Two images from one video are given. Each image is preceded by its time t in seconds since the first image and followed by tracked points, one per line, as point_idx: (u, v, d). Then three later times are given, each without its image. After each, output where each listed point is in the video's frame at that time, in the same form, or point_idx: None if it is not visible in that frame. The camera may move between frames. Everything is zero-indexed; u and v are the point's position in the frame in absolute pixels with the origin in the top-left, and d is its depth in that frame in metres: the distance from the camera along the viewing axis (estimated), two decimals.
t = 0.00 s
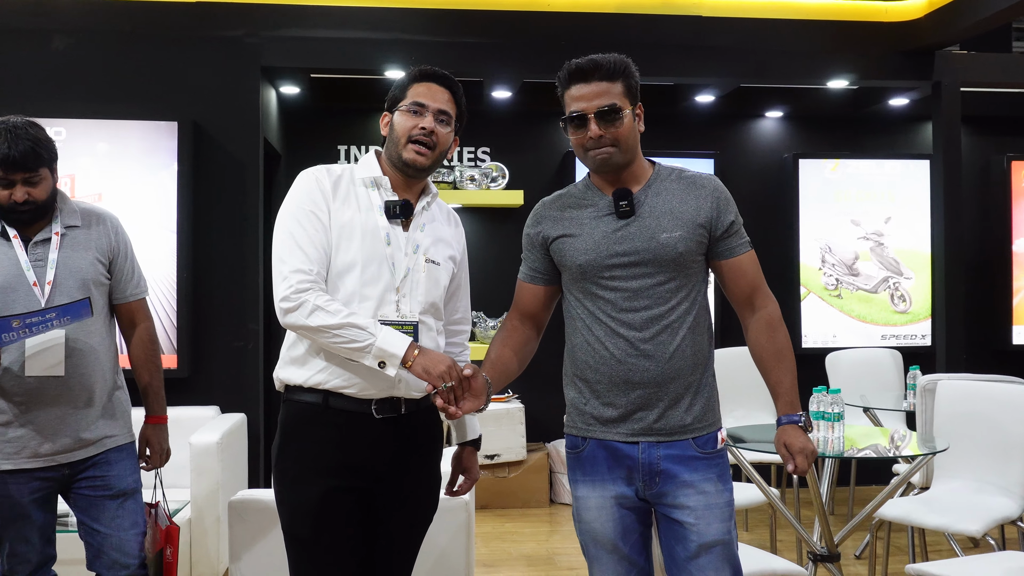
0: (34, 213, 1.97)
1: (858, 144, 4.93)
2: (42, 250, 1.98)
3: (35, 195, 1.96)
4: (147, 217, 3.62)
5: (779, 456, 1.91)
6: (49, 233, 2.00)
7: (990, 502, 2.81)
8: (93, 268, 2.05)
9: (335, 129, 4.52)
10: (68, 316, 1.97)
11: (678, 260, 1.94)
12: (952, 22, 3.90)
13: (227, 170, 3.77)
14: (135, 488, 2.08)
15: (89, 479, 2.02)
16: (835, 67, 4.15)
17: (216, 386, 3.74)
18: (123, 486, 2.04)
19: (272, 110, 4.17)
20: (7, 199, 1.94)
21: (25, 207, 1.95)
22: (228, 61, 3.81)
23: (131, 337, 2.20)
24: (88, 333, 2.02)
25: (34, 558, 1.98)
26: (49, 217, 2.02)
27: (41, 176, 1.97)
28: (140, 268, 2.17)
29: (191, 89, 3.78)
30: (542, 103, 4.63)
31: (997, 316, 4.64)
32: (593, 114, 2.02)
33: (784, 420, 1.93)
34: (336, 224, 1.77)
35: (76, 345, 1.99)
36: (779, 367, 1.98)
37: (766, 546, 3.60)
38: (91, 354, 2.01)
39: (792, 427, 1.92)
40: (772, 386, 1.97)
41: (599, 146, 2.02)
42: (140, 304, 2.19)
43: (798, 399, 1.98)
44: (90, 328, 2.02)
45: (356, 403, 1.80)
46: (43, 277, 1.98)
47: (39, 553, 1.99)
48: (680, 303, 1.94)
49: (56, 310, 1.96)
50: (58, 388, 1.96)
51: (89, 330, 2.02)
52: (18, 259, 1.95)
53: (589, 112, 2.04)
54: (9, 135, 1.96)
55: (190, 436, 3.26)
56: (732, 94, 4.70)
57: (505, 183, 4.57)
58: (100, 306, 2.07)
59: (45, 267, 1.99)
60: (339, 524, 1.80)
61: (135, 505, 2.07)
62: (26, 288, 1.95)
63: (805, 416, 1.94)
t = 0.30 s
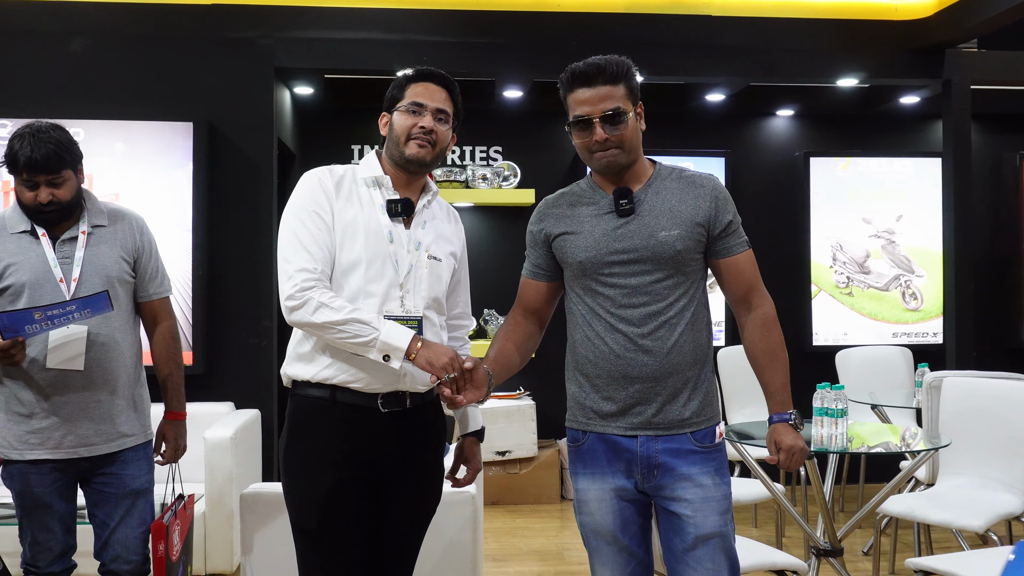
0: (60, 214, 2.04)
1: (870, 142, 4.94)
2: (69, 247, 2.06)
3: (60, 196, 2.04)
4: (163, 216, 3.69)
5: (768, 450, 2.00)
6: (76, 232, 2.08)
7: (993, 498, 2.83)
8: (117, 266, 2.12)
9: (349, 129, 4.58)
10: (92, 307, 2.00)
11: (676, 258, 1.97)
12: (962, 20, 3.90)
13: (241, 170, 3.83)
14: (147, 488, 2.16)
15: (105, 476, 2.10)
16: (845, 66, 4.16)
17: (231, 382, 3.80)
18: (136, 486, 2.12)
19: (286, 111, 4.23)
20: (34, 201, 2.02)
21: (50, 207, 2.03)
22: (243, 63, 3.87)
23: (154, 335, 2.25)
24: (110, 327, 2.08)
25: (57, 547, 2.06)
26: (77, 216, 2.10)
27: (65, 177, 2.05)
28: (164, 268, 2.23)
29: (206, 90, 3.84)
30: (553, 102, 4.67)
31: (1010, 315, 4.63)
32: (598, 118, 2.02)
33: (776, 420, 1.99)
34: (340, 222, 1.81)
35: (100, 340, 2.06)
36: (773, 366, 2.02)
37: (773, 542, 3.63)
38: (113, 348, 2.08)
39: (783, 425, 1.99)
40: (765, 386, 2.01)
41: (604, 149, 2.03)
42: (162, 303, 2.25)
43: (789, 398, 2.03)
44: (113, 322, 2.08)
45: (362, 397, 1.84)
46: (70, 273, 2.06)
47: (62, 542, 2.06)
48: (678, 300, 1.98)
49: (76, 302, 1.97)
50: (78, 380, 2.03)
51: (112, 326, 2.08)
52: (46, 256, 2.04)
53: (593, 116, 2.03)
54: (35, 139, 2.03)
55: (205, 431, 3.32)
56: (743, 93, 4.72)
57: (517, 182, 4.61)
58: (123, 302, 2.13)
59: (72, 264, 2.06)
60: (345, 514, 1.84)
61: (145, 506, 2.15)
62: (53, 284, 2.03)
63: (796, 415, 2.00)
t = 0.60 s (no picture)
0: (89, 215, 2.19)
1: (877, 142, 4.95)
2: (94, 248, 2.21)
3: (92, 198, 2.18)
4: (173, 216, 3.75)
5: (758, 445, 2.00)
6: (104, 234, 2.23)
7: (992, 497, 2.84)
8: (140, 269, 2.25)
9: (357, 130, 4.63)
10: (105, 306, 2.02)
11: (670, 258, 2.00)
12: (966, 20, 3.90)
13: (250, 171, 3.88)
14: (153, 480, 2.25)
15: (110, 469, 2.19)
16: (850, 66, 4.16)
17: (239, 380, 3.85)
18: (143, 477, 2.22)
19: (295, 112, 4.28)
20: (67, 201, 2.17)
21: (79, 208, 2.18)
22: (252, 65, 3.92)
23: (177, 338, 2.35)
24: (126, 326, 2.19)
25: (73, 533, 2.14)
26: (107, 219, 2.24)
27: (98, 181, 2.18)
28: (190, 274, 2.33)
29: (216, 92, 3.89)
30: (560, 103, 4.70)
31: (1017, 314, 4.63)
32: (592, 121, 2.05)
33: (768, 417, 2.00)
34: (335, 225, 1.87)
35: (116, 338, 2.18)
36: (765, 364, 2.05)
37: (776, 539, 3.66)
38: (130, 346, 2.20)
39: (774, 423, 1.99)
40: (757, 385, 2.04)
41: (599, 150, 2.06)
42: (185, 308, 2.35)
43: (782, 397, 2.05)
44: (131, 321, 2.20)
45: (359, 395, 1.89)
46: (93, 273, 2.21)
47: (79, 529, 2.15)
48: (671, 300, 2.01)
49: (92, 301, 2.01)
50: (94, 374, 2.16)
51: (129, 326, 2.20)
52: (72, 255, 2.19)
53: (589, 118, 2.06)
54: (74, 143, 2.18)
55: (213, 428, 3.38)
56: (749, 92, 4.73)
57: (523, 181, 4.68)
58: (143, 303, 2.26)
59: (95, 265, 2.21)
60: (345, 509, 1.87)
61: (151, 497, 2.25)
62: (75, 282, 2.19)
63: (788, 414, 2.01)
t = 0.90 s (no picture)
0: (101, 217, 2.38)
1: (881, 139, 4.94)
2: (100, 249, 2.40)
3: (106, 203, 2.36)
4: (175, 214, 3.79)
5: (737, 443, 2.00)
6: (112, 236, 2.42)
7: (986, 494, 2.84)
8: (141, 273, 2.42)
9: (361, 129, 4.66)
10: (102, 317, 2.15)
11: (652, 255, 2.00)
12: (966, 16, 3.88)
13: (253, 169, 3.92)
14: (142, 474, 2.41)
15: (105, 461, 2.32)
16: (851, 63, 4.14)
17: (241, 377, 3.89)
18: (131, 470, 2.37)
19: (298, 110, 4.31)
20: (81, 204, 2.36)
21: (91, 210, 2.36)
22: (253, 65, 3.95)
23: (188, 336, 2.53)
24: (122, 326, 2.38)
25: (54, 520, 2.26)
26: (118, 224, 2.44)
27: (113, 188, 2.36)
28: (195, 282, 2.51)
29: (219, 91, 3.93)
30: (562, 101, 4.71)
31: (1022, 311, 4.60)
32: (576, 118, 2.05)
33: (748, 413, 2.00)
34: (317, 223, 1.92)
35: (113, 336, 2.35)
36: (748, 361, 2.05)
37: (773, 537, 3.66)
38: (124, 344, 2.36)
39: (755, 419, 1.99)
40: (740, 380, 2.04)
41: (584, 147, 2.05)
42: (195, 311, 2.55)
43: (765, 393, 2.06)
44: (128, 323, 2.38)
45: (342, 391, 1.93)
46: (95, 273, 2.39)
47: (61, 517, 2.27)
48: (653, 296, 2.01)
49: (88, 311, 2.11)
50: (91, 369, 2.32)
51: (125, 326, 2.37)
52: (80, 253, 2.39)
53: (572, 115, 2.06)
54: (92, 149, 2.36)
55: (213, 423, 3.42)
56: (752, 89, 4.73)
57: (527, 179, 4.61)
58: (143, 305, 2.43)
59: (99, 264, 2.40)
60: (322, 503, 1.93)
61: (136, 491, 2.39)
62: (77, 280, 2.38)
63: (769, 410, 2.00)
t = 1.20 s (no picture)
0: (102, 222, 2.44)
1: (884, 136, 4.92)
2: (96, 249, 2.43)
3: (108, 209, 2.43)
4: (176, 214, 3.83)
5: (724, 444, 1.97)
6: (106, 236, 2.46)
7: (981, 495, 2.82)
8: (138, 272, 2.46)
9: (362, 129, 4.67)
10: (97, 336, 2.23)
11: (635, 253, 1.98)
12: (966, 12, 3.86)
13: (252, 169, 3.93)
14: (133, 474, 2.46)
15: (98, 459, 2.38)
16: (851, 61, 4.12)
17: (241, 376, 3.90)
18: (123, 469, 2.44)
19: (299, 110, 4.33)
20: (85, 208, 2.42)
21: (93, 215, 2.42)
22: (253, 65, 3.97)
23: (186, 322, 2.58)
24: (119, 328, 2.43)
25: (36, 520, 2.32)
26: (113, 223, 2.48)
27: (116, 194, 2.43)
28: (190, 278, 2.57)
29: (220, 91, 3.96)
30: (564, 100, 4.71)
31: None
32: (559, 116, 2.05)
33: (734, 411, 1.96)
34: (299, 222, 1.95)
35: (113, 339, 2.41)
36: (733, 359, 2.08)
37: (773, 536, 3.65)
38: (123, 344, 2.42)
39: (741, 417, 1.95)
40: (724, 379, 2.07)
41: (566, 146, 2.05)
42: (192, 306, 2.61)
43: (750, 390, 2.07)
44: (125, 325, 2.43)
45: (324, 389, 1.95)
46: (92, 272, 2.42)
47: (42, 517, 2.33)
48: (636, 294, 1.99)
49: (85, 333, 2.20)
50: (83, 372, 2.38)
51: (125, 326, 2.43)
52: (74, 254, 2.41)
53: (555, 114, 2.06)
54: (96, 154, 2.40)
55: (212, 422, 3.43)
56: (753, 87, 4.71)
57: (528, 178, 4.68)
58: (141, 303, 2.49)
59: (95, 264, 2.42)
60: (306, 502, 1.93)
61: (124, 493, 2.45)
62: (74, 280, 2.40)
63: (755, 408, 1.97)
